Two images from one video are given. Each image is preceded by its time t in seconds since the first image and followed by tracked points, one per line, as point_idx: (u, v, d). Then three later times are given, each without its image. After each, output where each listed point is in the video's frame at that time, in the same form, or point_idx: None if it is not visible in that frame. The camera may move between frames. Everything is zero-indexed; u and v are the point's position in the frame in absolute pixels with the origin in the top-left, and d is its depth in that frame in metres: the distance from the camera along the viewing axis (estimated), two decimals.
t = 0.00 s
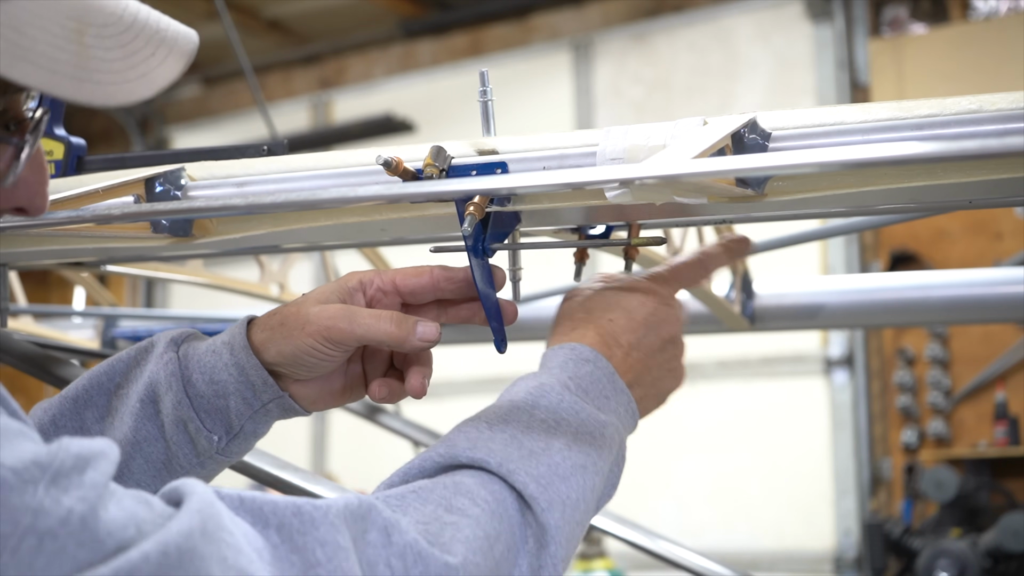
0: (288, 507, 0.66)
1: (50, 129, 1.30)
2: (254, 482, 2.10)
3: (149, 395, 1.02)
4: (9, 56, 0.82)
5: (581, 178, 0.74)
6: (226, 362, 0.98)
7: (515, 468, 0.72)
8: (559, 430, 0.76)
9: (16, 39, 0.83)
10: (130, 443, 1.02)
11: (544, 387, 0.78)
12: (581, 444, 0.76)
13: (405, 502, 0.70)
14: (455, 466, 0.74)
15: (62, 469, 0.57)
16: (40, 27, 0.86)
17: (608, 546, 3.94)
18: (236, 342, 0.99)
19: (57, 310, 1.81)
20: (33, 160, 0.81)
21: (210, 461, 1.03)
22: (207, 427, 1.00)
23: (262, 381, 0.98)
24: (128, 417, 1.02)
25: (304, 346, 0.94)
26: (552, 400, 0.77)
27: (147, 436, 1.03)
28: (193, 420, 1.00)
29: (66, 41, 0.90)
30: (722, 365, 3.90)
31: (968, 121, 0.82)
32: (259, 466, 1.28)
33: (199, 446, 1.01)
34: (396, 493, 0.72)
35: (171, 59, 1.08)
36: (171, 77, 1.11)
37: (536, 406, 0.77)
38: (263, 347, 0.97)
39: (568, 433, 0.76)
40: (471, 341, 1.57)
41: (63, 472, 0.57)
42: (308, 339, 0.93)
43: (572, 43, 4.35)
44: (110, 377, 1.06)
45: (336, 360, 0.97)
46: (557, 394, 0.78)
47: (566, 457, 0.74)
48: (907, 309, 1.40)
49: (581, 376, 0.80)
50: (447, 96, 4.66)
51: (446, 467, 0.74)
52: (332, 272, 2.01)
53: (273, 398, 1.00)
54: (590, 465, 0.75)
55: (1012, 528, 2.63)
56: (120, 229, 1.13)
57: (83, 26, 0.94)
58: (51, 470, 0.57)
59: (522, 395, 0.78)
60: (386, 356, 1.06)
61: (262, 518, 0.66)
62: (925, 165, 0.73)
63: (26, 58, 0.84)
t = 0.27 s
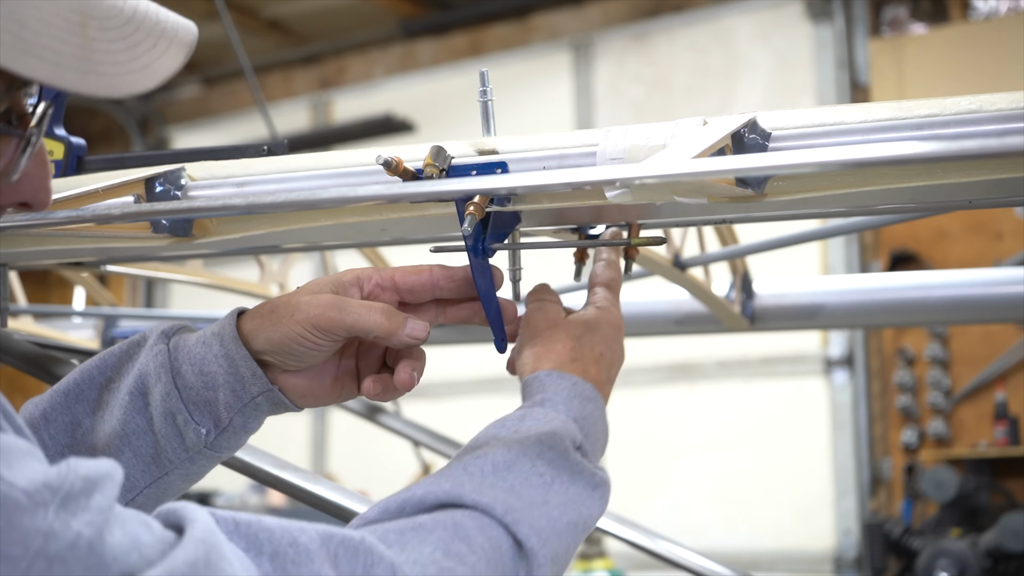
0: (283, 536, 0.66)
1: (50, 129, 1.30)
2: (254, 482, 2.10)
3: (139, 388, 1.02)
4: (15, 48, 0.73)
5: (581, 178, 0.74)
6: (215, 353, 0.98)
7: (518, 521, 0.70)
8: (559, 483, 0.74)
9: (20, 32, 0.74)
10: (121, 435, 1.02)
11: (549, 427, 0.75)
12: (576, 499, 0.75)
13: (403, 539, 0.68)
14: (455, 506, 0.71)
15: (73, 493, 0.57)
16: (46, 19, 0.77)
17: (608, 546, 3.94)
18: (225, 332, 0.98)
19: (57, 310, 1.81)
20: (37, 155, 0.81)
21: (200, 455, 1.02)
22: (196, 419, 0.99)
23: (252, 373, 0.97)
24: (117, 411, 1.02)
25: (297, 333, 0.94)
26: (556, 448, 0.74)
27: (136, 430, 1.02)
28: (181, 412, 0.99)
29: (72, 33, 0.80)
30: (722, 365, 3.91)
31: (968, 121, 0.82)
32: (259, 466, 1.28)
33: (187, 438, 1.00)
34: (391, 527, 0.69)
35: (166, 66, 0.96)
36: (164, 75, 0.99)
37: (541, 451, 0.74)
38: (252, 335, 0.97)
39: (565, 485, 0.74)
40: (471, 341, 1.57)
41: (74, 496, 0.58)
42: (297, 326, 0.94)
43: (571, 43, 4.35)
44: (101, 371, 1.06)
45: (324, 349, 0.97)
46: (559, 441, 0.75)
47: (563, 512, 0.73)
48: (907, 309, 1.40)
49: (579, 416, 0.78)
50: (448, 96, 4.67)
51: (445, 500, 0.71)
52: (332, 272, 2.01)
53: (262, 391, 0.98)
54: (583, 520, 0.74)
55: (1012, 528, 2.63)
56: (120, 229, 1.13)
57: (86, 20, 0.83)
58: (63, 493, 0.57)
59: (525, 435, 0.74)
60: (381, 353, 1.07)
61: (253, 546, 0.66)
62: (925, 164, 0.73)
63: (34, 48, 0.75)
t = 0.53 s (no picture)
0: None
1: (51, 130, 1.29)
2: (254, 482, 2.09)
3: (141, 387, 1.01)
4: (23, 43, 0.74)
5: (581, 177, 0.74)
6: (217, 351, 0.98)
7: None
8: None
9: (30, 25, 0.74)
10: (123, 436, 1.01)
11: (553, 540, 0.71)
12: None
13: None
14: None
15: (53, 529, 0.65)
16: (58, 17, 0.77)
17: (608, 546, 3.93)
18: (228, 331, 0.98)
19: (57, 310, 1.81)
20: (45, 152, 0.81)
21: (202, 455, 1.01)
22: (198, 418, 0.98)
23: (254, 371, 0.97)
24: (119, 410, 1.02)
25: (303, 334, 0.95)
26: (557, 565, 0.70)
27: (138, 430, 1.02)
28: (183, 411, 0.98)
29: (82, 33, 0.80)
30: (722, 364, 3.90)
31: (968, 122, 0.82)
32: (260, 466, 1.28)
33: (190, 439, 1.00)
34: None
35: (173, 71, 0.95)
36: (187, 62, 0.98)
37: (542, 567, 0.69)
38: (256, 334, 0.97)
39: None
40: (471, 341, 1.57)
41: (53, 532, 0.65)
42: (302, 325, 0.95)
43: (572, 44, 4.35)
44: (102, 372, 1.06)
45: (328, 347, 0.97)
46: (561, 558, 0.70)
47: None
48: (907, 309, 1.40)
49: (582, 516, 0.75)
50: (448, 96, 4.67)
51: None
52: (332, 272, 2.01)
53: (264, 390, 0.98)
54: None
55: (1012, 528, 2.63)
56: (120, 229, 1.13)
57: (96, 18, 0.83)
58: (42, 528, 0.64)
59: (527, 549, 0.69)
60: (380, 350, 1.07)
61: None
62: (924, 165, 0.73)
63: (43, 44, 0.75)
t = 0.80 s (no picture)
0: None
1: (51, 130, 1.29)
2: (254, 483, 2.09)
3: (140, 389, 1.01)
4: (69, 77, 0.64)
5: (581, 178, 0.74)
6: (218, 353, 0.97)
7: None
8: None
9: (81, 56, 0.64)
10: (124, 436, 1.01)
11: (556, 542, 0.71)
12: None
13: None
14: None
15: (61, 557, 0.62)
16: (109, 45, 0.65)
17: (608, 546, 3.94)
18: (228, 332, 0.98)
19: (57, 310, 1.81)
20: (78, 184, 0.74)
21: (202, 456, 1.01)
22: (197, 420, 0.99)
23: (254, 372, 0.97)
24: (119, 411, 1.01)
25: (303, 332, 0.95)
26: (561, 566, 0.70)
27: (138, 431, 1.01)
28: (183, 412, 0.98)
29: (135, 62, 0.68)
30: (722, 364, 3.91)
31: (968, 122, 0.82)
32: (259, 465, 1.28)
33: (190, 440, 1.00)
34: None
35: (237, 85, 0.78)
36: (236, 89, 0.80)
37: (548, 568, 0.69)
38: (256, 335, 0.97)
39: None
40: (471, 341, 1.57)
41: (61, 559, 0.63)
42: (303, 325, 0.95)
43: (572, 44, 4.35)
44: (102, 372, 1.06)
45: (329, 347, 0.98)
46: (565, 559, 0.70)
47: None
48: (908, 309, 1.40)
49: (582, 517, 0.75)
50: (448, 96, 4.67)
51: None
52: (332, 272, 2.01)
53: (264, 391, 0.98)
54: None
55: (1012, 528, 2.63)
56: (120, 229, 1.13)
57: (148, 43, 0.70)
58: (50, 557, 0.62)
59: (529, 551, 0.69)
60: (379, 350, 1.07)
61: None
62: (925, 165, 0.73)
63: (91, 79, 0.65)
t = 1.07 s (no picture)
0: None
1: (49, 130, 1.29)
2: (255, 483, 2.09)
3: (138, 378, 1.01)
4: (119, 116, 0.66)
5: (581, 178, 0.74)
6: (218, 347, 0.98)
7: None
8: None
9: (131, 95, 0.67)
10: (120, 425, 1.01)
11: (574, 539, 0.71)
12: None
13: None
14: None
15: None
16: (158, 81, 0.68)
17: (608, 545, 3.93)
18: (228, 326, 0.98)
19: (58, 310, 1.81)
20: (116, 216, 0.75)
21: (198, 448, 1.01)
22: (195, 412, 0.99)
23: (254, 368, 0.98)
24: (116, 400, 1.01)
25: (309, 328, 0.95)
26: (579, 562, 0.70)
27: (134, 420, 1.01)
28: (182, 404, 0.98)
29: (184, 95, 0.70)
30: (722, 364, 3.91)
31: (968, 121, 0.82)
32: (259, 465, 1.28)
33: (187, 431, 1.00)
34: None
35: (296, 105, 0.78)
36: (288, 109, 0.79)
37: (568, 564, 0.70)
38: (257, 329, 0.97)
39: None
40: (471, 341, 1.57)
41: None
42: (304, 321, 0.95)
43: (572, 44, 4.35)
44: (98, 359, 1.06)
45: (329, 345, 0.97)
46: (584, 555, 0.71)
47: None
48: (908, 309, 1.40)
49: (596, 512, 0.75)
50: (448, 96, 4.67)
51: None
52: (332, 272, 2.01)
53: (263, 387, 0.99)
54: None
55: (1012, 528, 2.63)
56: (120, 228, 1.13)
57: (198, 75, 0.71)
58: None
59: (550, 549, 0.70)
60: (380, 348, 1.07)
61: None
62: (925, 165, 0.73)
63: (140, 116, 0.67)
